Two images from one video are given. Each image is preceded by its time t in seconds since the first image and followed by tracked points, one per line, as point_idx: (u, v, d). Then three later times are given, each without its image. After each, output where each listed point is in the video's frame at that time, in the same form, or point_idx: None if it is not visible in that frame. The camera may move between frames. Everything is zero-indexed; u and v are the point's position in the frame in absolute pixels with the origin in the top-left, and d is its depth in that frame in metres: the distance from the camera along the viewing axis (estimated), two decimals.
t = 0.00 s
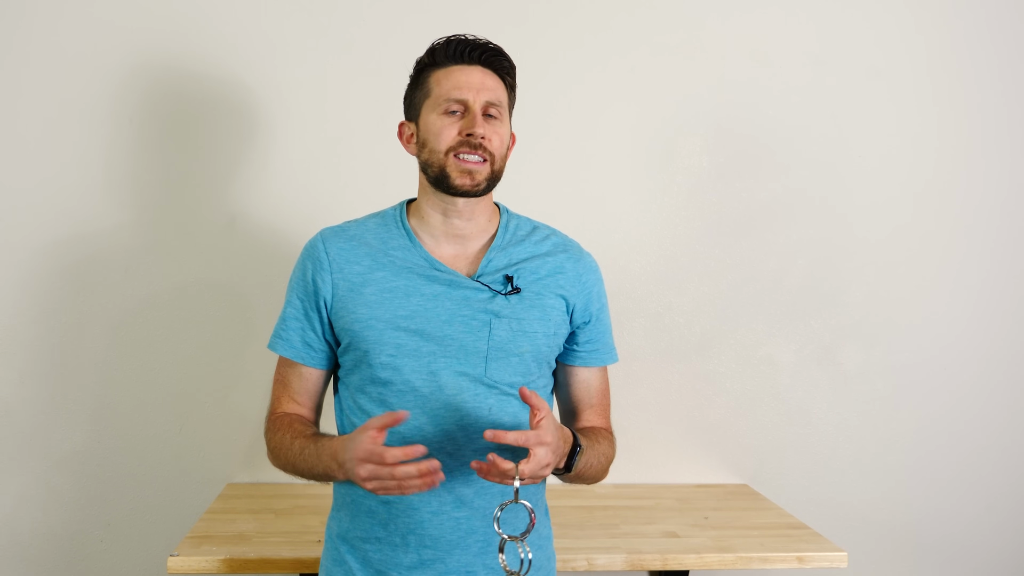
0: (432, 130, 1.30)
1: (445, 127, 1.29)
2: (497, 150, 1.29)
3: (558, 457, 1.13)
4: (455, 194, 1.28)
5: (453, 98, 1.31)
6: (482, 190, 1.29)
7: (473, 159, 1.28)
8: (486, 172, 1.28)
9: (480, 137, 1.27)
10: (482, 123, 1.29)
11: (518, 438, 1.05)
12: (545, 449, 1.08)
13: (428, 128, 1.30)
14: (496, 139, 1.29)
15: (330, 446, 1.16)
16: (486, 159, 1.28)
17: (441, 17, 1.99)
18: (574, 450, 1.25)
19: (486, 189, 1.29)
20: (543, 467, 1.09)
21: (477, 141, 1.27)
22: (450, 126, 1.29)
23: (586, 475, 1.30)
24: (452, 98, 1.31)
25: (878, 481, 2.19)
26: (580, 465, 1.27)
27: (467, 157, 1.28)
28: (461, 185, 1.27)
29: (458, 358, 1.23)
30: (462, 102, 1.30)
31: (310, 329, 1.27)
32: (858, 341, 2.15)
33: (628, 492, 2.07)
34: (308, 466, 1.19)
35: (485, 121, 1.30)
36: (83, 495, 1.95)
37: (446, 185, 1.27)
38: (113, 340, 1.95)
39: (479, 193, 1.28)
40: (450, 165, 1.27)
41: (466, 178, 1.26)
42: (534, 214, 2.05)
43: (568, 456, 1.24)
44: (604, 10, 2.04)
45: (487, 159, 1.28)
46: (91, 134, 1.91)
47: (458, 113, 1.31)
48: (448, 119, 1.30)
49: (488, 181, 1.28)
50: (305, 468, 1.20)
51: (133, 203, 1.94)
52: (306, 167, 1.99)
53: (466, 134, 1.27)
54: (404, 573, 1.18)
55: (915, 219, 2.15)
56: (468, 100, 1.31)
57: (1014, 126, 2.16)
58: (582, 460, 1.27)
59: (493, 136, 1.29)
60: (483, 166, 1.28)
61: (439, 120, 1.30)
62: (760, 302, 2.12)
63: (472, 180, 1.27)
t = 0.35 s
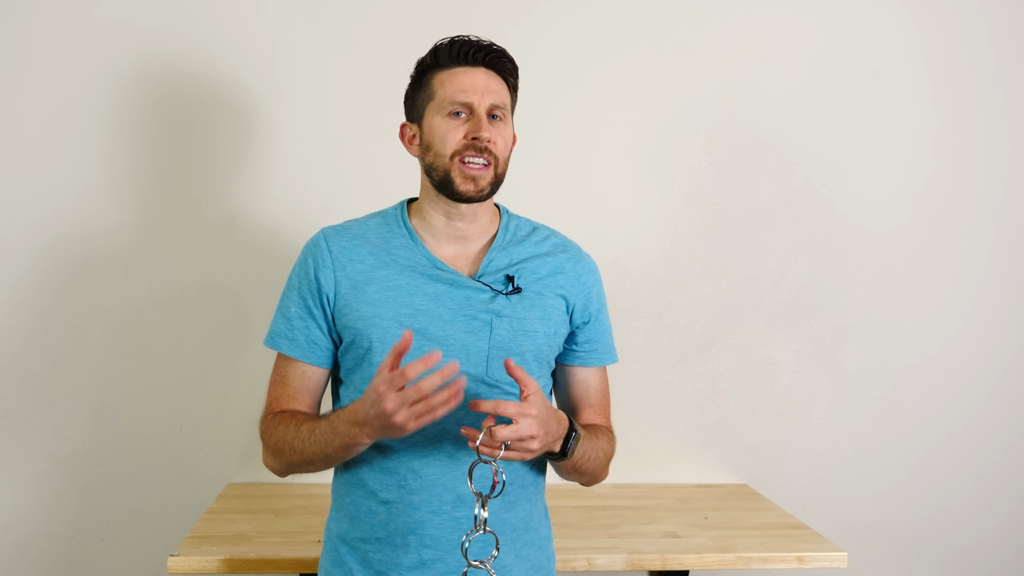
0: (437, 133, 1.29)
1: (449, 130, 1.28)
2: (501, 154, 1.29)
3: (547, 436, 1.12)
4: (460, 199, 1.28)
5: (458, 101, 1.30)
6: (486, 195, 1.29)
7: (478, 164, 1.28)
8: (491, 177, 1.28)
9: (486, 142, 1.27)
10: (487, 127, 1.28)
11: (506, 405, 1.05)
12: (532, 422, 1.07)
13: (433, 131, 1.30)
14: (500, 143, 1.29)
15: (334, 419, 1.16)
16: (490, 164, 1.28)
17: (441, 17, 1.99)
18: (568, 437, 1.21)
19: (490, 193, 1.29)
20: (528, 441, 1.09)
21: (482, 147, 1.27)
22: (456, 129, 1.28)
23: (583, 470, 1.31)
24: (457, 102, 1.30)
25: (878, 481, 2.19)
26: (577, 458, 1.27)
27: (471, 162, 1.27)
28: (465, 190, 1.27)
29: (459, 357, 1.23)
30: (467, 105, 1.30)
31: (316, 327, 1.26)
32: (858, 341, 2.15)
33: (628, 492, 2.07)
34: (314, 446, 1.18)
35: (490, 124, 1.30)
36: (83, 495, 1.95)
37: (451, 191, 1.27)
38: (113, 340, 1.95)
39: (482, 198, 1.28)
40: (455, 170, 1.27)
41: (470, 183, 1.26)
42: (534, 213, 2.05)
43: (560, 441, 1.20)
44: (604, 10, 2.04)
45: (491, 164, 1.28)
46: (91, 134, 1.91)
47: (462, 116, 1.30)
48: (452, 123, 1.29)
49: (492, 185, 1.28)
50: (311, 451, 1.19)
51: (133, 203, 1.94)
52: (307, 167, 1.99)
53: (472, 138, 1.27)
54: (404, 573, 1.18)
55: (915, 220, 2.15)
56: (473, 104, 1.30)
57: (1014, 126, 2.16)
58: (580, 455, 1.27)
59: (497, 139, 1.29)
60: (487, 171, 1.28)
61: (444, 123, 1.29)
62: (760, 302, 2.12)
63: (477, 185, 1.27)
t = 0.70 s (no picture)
0: (422, 142, 1.29)
1: (433, 138, 1.28)
2: (488, 155, 1.28)
3: (530, 434, 1.13)
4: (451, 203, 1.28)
5: (440, 107, 1.30)
6: (479, 197, 1.28)
7: (466, 168, 1.27)
8: (480, 179, 1.27)
9: (469, 146, 1.26)
10: (469, 130, 1.27)
11: (481, 413, 1.07)
12: (512, 424, 1.09)
13: (419, 140, 1.30)
14: (485, 143, 1.28)
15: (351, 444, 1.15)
16: (478, 165, 1.27)
17: (441, 17, 2.00)
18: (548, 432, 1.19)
19: (482, 196, 1.28)
20: (512, 444, 1.09)
21: (466, 150, 1.26)
22: (438, 136, 1.28)
23: (573, 471, 1.29)
24: (439, 108, 1.29)
25: (878, 481, 2.19)
26: (563, 459, 1.26)
27: (459, 166, 1.27)
28: (455, 196, 1.26)
29: (461, 358, 1.23)
30: (448, 110, 1.29)
31: (314, 326, 1.26)
32: (858, 341, 2.15)
33: (628, 492, 2.07)
34: (320, 459, 1.19)
35: (473, 126, 1.28)
36: (83, 495, 1.95)
37: (441, 197, 1.27)
38: (113, 340, 1.95)
39: (475, 200, 1.28)
40: (442, 176, 1.27)
41: (459, 187, 1.26)
42: (534, 213, 2.05)
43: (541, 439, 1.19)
44: (604, 10, 2.04)
45: (479, 165, 1.27)
46: (91, 134, 1.91)
47: (446, 121, 1.29)
48: (436, 129, 1.29)
49: (484, 187, 1.28)
50: (316, 461, 1.19)
51: (133, 203, 1.94)
52: (306, 167, 1.99)
53: (454, 144, 1.26)
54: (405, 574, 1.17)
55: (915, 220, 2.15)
56: (454, 108, 1.29)
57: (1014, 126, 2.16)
58: (565, 455, 1.26)
59: (482, 140, 1.28)
60: (476, 173, 1.27)
61: (427, 131, 1.29)
62: (760, 302, 2.12)
63: (467, 190, 1.26)
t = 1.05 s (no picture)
0: (411, 147, 1.30)
1: (420, 142, 1.29)
2: (476, 155, 1.27)
3: (534, 426, 1.11)
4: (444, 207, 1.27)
5: (426, 111, 1.30)
6: (470, 198, 1.27)
7: (454, 169, 1.26)
8: (469, 179, 1.26)
9: (454, 146, 1.26)
10: (454, 131, 1.27)
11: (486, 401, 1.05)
12: (517, 415, 1.07)
13: (409, 145, 1.31)
14: (472, 144, 1.27)
15: (334, 437, 1.16)
16: (466, 166, 1.26)
17: (441, 17, 2.00)
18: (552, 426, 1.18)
19: (473, 197, 1.27)
20: (516, 436, 1.07)
21: (451, 151, 1.25)
22: (425, 140, 1.28)
23: (577, 470, 1.29)
24: (425, 111, 1.30)
25: (878, 481, 2.19)
26: (567, 457, 1.25)
27: (447, 168, 1.26)
28: (444, 198, 1.26)
29: (461, 359, 1.23)
30: (434, 113, 1.29)
31: (316, 325, 1.26)
32: (858, 341, 2.15)
33: (628, 492, 2.07)
34: (309, 453, 1.19)
35: (459, 127, 1.28)
36: (83, 495, 1.95)
37: (432, 200, 1.27)
38: (113, 340, 1.95)
39: (466, 202, 1.27)
40: (431, 179, 1.27)
41: (448, 189, 1.25)
42: (534, 213, 2.05)
43: (545, 431, 1.17)
44: (604, 10, 2.04)
45: (466, 165, 1.26)
46: (91, 134, 1.91)
47: (433, 124, 1.29)
48: (423, 133, 1.29)
49: (473, 189, 1.27)
50: (304, 456, 1.19)
51: (133, 202, 1.94)
52: (306, 167, 1.99)
53: (439, 146, 1.26)
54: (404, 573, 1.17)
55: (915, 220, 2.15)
56: (440, 110, 1.29)
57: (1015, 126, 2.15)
58: (569, 453, 1.25)
59: (468, 141, 1.27)
60: (464, 173, 1.26)
61: (415, 135, 1.30)
62: (760, 301, 2.12)
63: (455, 192, 1.26)
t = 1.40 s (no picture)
0: (416, 146, 1.30)
1: (425, 140, 1.28)
2: (481, 153, 1.27)
3: (541, 396, 1.09)
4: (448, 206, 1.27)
5: (431, 109, 1.30)
6: (475, 196, 1.27)
7: (459, 167, 1.26)
8: (474, 178, 1.26)
9: (459, 144, 1.25)
10: (459, 130, 1.27)
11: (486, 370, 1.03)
12: (521, 380, 1.05)
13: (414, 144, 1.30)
14: (478, 142, 1.27)
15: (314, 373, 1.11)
16: (471, 165, 1.26)
17: (441, 17, 2.00)
18: (557, 400, 1.15)
19: (478, 195, 1.27)
20: (524, 402, 1.05)
21: (457, 149, 1.25)
22: (429, 138, 1.28)
23: (582, 457, 1.25)
24: (430, 110, 1.30)
25: (878, 481, 2.19)
26: (577, 443, 1.23)
27: (451, 167, 1.26)
28: (449, 196, 1.26)
29: (462, 355, 1.24)
30: (439, 111, 1.29)
31: (319, 315, 1.24)
32: (858, 341, 2.15)
33: (628, 492, 2.07)
34: (290, 404, 1.13)
35: (464, 126, 1.28)
36: (83, 495, 1.95)
37: (437, 199, 1.27)
38: (114, 340, 1.95)
39: (470, 201, 1.27)
40: (436, 177, 1.26)
41: (452, 188, 1.25)
42: (534, 213, 2.05)
43: (551, 406, 1.14)
44: (604, 10, 2.04)
45: (472, 164, 1.26)
46: (91, 134, 1.92)
47: (438, 123, 1.29)
48: (427, 132, 1.29)
49: (478, 189, 1.27)
50: (286, 410, 1.13)
51: (133, 202, 1.94)
52: (306, 167, 1.99)
53: (444, 144, 1.26)
54: (406, 571, 1.17)
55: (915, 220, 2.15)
56: (445, 109, 1.29)
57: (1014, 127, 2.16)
58: (579, 439, 1.23)
59: (473, 139, 1.27)
60: (470, 172, 1.26)
61: (420, 134, 1.30)
62: (760, 302, 2.12)
63: (460, 190, 1.25)
